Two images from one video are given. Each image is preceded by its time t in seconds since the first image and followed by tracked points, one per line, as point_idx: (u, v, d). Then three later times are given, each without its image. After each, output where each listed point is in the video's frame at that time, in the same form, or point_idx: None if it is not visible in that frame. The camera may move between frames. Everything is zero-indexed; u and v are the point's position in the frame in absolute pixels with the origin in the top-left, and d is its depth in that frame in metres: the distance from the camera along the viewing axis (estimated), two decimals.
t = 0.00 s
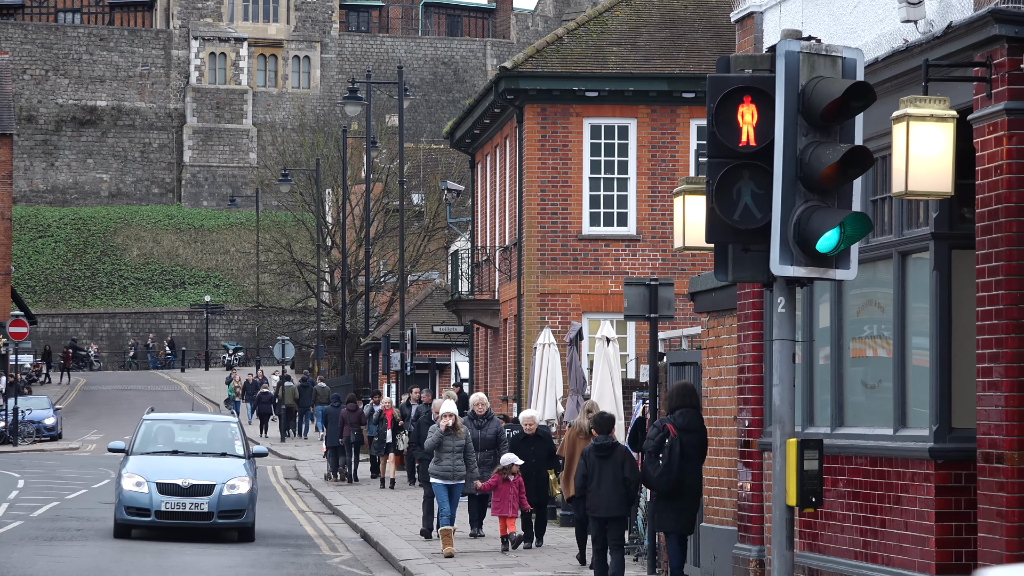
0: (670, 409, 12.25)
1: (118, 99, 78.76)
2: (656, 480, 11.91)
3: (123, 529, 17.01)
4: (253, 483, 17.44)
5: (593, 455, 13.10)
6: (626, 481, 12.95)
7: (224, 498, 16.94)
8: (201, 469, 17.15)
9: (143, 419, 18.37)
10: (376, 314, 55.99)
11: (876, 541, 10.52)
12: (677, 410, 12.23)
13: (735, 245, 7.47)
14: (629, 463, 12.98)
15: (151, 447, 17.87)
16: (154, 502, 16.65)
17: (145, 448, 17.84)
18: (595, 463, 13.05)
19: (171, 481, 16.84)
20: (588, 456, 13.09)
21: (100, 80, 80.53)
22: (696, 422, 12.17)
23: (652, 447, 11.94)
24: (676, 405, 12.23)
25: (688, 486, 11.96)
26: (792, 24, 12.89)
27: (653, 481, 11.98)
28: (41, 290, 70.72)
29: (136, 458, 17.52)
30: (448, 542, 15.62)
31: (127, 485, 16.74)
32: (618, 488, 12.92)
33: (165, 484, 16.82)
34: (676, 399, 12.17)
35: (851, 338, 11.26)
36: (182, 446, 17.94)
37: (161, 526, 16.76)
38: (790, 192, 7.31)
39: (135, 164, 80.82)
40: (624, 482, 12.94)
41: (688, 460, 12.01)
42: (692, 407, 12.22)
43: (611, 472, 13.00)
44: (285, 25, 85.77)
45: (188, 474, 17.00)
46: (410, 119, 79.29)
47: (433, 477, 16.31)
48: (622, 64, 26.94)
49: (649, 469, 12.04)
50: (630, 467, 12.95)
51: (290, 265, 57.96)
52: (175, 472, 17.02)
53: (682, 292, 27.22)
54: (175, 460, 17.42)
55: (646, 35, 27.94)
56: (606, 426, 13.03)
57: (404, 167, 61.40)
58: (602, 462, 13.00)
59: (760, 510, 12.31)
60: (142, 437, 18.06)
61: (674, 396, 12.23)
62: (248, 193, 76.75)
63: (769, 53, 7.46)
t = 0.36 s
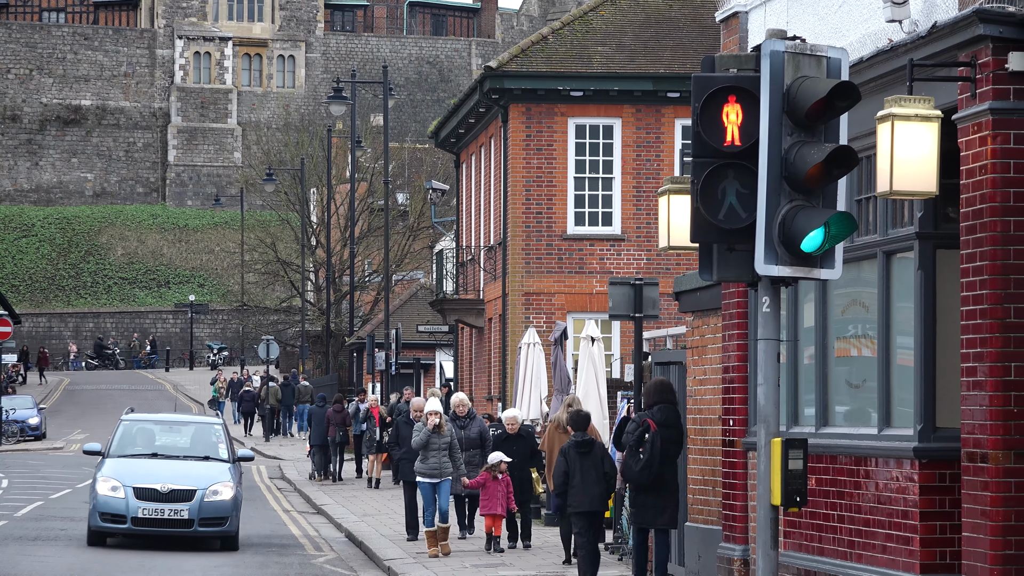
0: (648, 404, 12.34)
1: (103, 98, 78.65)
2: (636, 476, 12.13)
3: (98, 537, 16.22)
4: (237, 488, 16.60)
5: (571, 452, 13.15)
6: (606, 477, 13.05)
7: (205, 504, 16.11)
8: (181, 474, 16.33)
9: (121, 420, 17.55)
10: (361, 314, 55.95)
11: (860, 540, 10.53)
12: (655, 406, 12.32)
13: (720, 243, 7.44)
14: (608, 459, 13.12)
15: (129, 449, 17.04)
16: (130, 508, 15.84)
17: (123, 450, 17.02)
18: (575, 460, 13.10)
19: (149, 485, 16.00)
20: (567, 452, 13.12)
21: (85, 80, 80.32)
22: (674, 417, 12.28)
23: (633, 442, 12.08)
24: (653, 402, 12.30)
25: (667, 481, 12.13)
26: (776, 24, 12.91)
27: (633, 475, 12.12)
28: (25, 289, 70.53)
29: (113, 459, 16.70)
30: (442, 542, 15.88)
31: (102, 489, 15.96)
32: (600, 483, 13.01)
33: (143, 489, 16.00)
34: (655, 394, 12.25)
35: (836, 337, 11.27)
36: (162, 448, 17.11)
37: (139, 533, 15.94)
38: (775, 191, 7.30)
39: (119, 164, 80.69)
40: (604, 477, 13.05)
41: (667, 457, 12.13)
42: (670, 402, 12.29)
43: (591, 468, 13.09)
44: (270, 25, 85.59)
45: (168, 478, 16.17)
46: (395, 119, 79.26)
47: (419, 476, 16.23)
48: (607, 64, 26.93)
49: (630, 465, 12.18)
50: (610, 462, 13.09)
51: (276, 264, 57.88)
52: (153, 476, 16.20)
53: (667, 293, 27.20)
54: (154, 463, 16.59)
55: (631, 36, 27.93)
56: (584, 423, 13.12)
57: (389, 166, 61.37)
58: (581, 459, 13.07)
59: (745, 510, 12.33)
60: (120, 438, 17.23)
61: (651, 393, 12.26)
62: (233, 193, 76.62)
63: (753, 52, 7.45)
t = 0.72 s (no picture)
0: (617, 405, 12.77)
1: (87, 98, 78.50)
2: (605, 473, 12.47)
3: (70, 548, 15.17)
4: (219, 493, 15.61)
5: (548, 448, 13.37)
6: (581, 473, 13.20)
7: (184, 510, 15.11)
8: (158, 478, 15.32)
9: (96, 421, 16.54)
10: (345, 313, 55.87)
11: (844, 537, 10.56)
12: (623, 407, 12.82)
13: (704, 243, 7.42)
14: (583, 456, 13.27)
15: (104, 453, 16.03)
16: (104, 514, 14.82)
17: (97, 453, 16.01)
18: (551, 455, 13.32)
19: (124, 491, 15.00)
20: (544, 447, 13.33)
21: (68, 79, 80.11)
22: (642, 419, 12.74)
23: (603, 441, 12.45)
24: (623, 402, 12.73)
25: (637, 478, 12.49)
26: (760, 23, 12.92)
27: (604, 474, 12.47)
28: (8, 289, 70.32)
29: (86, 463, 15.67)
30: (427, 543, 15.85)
31: (74, 495, 14.94)
32: (573, 480, 13.14)
33: (118, 495, 14.99)
34: (623, 395, 12.72)
35: (821, 336, 11.27)
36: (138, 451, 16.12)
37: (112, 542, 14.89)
38: (759, 191, 7.29)
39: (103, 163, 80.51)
40: (580, 474, 13.19)
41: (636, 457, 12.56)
42: (638, 404, 12.76)
43: (567, 465, 13.25)
44: (253, 24, 85.42)
45: (144, 483, 15.17)
46: (379, 118, 79.20)
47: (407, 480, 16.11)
48: (591, 63, 26.91)
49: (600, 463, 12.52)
50: (584, 460, 13.24)
51: (260, 263, 57.77)
52: (129, 481, 15.18)
53: (651, 292, 27.19)
54: (130, 466, 15.58)
55: (615, 35, 27.92)
56: (563, 421, 13.39)
57: (373, 166, 61.33)
58: (558, 455, 13.27)
59: (728, 509, 12.33)
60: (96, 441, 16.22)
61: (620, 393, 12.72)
62: (216, 192, 76.50)
63: (737, 51, 7.44)
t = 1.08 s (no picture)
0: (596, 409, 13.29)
1: (71, 96, 78.25)
2: (585, 478, 12.86)
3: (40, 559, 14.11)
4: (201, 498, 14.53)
5: (520, 455, 13.90)
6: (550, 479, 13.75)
7: (162, 518, 14.03)
8: (135, 483, 14.25)
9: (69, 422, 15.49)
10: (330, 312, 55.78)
11: (827, 533, 10.59)
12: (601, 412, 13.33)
13: (690, 242, 7.42)
14: (555, 461, 13.81)
15: (78, 456, 14.97)
16: (75, 523, 13.75)
17: (69, 456, 14.94)
18: (522, 461, 13.85)
19: (98, 497, 13.93)
20: (516, 454, 13.86)
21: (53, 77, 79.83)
22: (618, 423, 13.25)
23: (582, 446, 12.82)
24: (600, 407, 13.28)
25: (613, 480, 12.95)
26: (745, 22, 12.90)
27: (581, 477, 12.89)
28: None
29: (57, 467, 14.61)
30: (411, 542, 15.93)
31: (43, 502, 13.90)
32: (543, 485, 13.69)
33: (91, 502, 13.93)
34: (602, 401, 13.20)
35: (805, 335, 11.28)
36: (114, 453, 15.06)
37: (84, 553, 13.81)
38: (743, 190, 7.28)
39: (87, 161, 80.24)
40: (550, 480, 13.75)
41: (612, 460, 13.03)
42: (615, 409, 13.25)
43: (538, 469, 13.77)
44: (239, 22, 85.16)
45: (119, 489, 14.10)
46: (364, 117, 79.06)
47: (394, 475, 16.09)
48: (576, 62, 26.87)
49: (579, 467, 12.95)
50: (556, 465, 13.78)
51: (244, 262, 57.61)
52: (103, 487, 14.11)
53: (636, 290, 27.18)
54: (104, 470, 14.51)
55: (600, 34, 27.89)
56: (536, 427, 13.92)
57: (358, 165, 61.23)
58: (530, 459, 13.80)
59: (713, 508, 12.34)
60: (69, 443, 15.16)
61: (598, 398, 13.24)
62: (201, 191, 76.30)
63: (722, 50, 7.43)
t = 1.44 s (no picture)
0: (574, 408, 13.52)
1: (56, 96, 78.17)
2: (563, 474, 13.20)
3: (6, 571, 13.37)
4: (182, 506, 13.87)
5: (504, 455, 13.95)
6: (532, 479, 13.77)
7: (140, 529, 13.35)
8: (111, 491, 13.54)
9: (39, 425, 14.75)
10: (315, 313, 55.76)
11: (811, 533, 10.60)
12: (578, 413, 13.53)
13: (674, 242, 7.40)
14: (536, 462, 13.82)
15: (49, 460, 14.23)
16: (46, 534, 13.02)
17: (40, 460, 14.20)
18: (505, 461, 13.90)
19: (70, 506, 13.20)
20: (499, 453, 13.92)
21: (37, 77, 79.73)
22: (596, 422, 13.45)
23: (560, 443, 13.18)
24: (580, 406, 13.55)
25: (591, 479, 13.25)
26: (731, 23, 12.90)
27: (559, 474, 13.21)
28: None
29: (26, 472, 13.87)
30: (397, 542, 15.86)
31: (11, 511, 13.14)
32: (524, 484, 13.71)
33: (63, 511, 13.20)
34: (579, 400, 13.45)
35: (789, 335, 11.30)
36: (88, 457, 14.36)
37: (56, 566, 13.09)
38: (729, 191, 7.27)
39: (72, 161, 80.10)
40: (530, 479, 13.76)
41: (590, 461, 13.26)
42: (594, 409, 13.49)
43: (519, 472, 13.82)
44: (223, 22, 84.94)
45: (94, 497, 13.38)
46: (349, 117, 79.02)
47: (379, 474, 16.07)
48: (562, 62, 26.87)
49: (558, 465, 13.26)
50: (537, 467, 13.77)
51: (229, 263, 57.55)
52: (75, 494, 13.38)
53: (621, 291, 27.16)
54: (77, 476, 13.79)
55: (586, 35, 27.89)
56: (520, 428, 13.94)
57: (342, 165, 61.20)
58: (512, 460, 13.85)
59: (698, 508, 12.36)
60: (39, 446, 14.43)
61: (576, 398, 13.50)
62: (187, 191, 76.18)
63: (707, 50, 7.43)
